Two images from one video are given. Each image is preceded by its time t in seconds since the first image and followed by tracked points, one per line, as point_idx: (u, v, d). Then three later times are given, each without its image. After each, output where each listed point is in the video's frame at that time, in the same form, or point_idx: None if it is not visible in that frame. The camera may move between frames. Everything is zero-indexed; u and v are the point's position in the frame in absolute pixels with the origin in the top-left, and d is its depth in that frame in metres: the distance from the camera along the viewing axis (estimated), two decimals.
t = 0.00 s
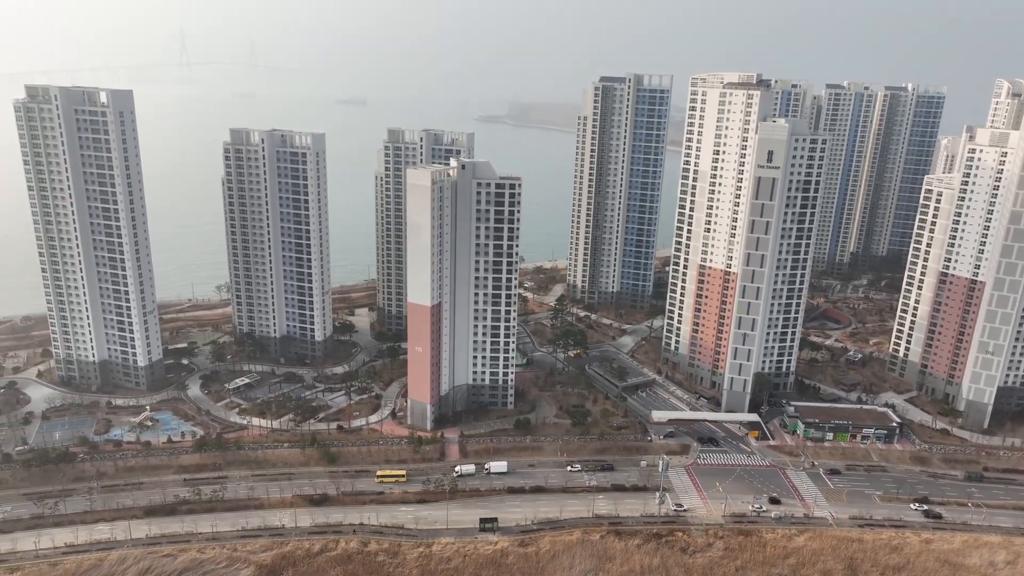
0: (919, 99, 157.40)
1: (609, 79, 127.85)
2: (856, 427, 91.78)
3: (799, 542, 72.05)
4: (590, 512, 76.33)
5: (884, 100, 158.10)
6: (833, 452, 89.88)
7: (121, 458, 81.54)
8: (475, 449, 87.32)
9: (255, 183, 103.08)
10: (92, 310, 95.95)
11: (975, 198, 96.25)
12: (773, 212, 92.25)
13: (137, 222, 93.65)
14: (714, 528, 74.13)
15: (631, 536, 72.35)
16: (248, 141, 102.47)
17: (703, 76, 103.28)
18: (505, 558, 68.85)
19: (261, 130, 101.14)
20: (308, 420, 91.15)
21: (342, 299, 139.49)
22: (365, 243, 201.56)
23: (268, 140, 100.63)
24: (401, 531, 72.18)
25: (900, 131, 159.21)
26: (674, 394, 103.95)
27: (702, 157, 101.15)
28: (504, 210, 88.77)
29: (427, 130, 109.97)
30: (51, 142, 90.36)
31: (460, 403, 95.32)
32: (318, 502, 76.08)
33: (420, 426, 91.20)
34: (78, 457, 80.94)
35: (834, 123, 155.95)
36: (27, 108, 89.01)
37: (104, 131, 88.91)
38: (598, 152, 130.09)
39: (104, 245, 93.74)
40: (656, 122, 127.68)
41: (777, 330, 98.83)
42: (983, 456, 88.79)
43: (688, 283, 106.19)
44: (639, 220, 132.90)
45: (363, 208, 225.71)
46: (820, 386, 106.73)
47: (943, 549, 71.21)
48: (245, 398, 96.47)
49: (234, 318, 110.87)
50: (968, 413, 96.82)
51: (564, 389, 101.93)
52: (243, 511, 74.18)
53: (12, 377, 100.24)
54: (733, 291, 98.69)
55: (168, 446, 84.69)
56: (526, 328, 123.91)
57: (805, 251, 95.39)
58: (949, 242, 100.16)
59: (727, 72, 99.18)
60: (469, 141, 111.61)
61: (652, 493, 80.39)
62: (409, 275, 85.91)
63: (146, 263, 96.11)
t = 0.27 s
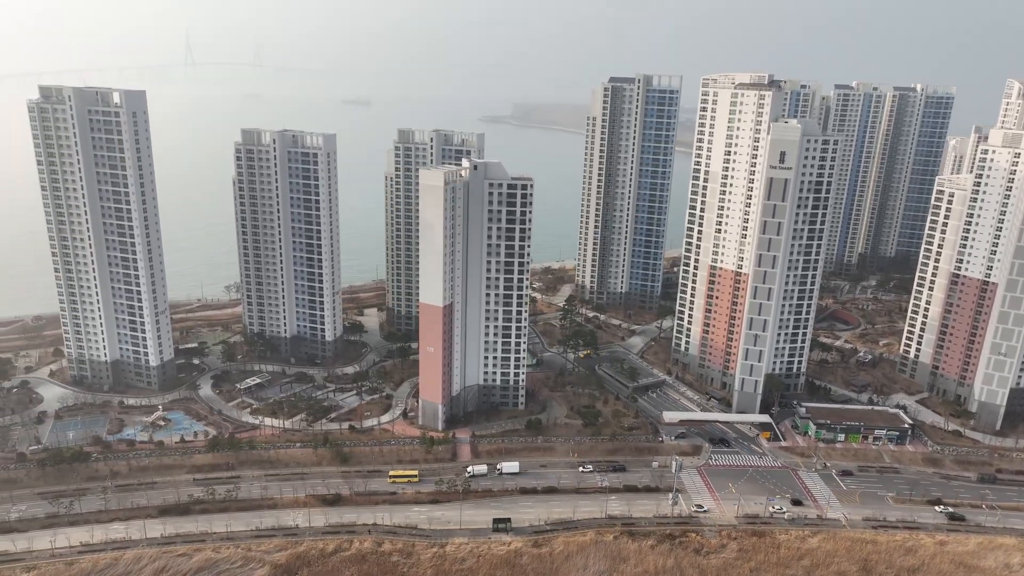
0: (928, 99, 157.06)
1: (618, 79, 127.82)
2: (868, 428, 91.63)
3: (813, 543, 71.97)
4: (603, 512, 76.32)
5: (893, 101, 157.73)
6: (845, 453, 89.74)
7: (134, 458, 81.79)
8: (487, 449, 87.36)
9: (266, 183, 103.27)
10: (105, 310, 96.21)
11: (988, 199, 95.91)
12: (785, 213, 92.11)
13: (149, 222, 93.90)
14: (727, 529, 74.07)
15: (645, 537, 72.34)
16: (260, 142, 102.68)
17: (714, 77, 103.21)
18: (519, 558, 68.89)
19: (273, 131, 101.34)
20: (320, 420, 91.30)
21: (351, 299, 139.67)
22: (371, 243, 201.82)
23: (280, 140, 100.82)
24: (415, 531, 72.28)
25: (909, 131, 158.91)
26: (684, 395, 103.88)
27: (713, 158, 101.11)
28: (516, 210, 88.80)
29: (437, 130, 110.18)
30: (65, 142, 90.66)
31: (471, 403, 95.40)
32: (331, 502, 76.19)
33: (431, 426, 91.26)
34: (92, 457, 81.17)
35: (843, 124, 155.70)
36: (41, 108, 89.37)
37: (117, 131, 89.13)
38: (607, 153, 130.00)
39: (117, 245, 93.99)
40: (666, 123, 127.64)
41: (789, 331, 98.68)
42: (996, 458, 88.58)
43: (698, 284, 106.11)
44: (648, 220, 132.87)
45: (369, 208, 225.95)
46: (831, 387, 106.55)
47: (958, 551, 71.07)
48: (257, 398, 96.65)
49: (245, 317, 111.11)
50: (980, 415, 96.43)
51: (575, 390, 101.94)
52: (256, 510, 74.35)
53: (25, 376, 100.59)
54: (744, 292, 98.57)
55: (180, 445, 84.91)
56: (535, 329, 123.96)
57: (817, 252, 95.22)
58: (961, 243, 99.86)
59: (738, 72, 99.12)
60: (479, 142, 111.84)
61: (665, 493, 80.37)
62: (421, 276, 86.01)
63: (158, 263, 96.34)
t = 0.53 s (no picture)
0: (936, 99, 156.71)
1: (628, 80, 127.81)
2: (880, 429, 91.46)
3: (827, 544, 71.87)
4: (616, 513, 76.32)
5: (902, 101, 157.37)
6: (857, 455, 89.61)
7: (147, 457, 81.98)
8: (498, 449, 87.42)
9: (278, 183, 103.47)
10: (117, 309, 96.47)
11: (1000, 200, 95.61)
12: (797, 213, 91.97)
13: (162, 222, 94.12)
14: (741, 530, 74.03)
15: (659, 537, 72.33)
16: (271, 142, 102.90)
17: (725, 77, 103.15)
18: (533, 558, 68.90)
19: (284, 131, 101.55)
20: (331, 420, 91.43)
21: (359, 299, 139.86)
22: (378, 243, 202.10)
23: (291, 140, 101.02)
24: (429, 531, 72.36)
25: (918, 132, 158.60)
26: (695, 396, 103.81)
27: (724, 158, 101.08)
28: (528, 211, 88.83)
29: (447, 130, 110.40)
30: (78, 142, 90.95)
31: (483, 403, 95.48)
32: (344, 502, 76.29)
33: (442, 426, 91.31)
34: (106, 456, 81.38)
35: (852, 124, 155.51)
36: (55, 109, 89.71)
37: (131, 132, 89.38)
38: (617, 153, 129.95)
39: (130, 245, 94.24)
40: (675, 123, 127.59)
41: (800, 332, 98.54)
42: (1009, 460, 88.34)
43: (709, 284, 106.03)
44: (657, 220, 132.86)
45: (376, 208, 226.27)
46: (842, 388, 106.36)
47: (973, 553, 70.92)
48: (268, 398, 96.79)
49: (255, 317, 111.33)
50: (993, 417, 96.03)
51: (585, 390, 101.94)
52: (270, 510, 74.48)
53: (37, 375, 100.88)
54: (755, 293, 98.49)
55: (193, 445, 85.09)
56: (545, 329, 124.00)
57: (828, 253, 95.05)
58: (973, 244, 99.59)
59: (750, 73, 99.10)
60: (489, 142, 112.06)
61: (677, 494, 80.34)
62: (433, 276, 86.09)
63: (171, 262, 96.56)
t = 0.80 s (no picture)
0: (946, 100, 156.29)
1: (637, 80, 127.77)
2: (892, 430, 91.30)
3: (841, 546, 71.77)
4: (629, 514, 76.33)
5: (911, 101, 156.90)
6: (869, 456, 89.46)
7: (161, 457, 82.22)
8: (510, 450, 87.46)
9: (289, 184, 103.67)
10: (129, 309, 96.75)
11: (1013, 201, 95.31)
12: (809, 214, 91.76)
13: (174, 222, 94.37)
14: (754, 531, 73.98)
15: (672, 538, 72.31)
16: (282, 142, 103.06)
17: (736, 77, 103.02)
18: (547, 559, 68.92)
19: (295, 131, 101.71)
20: (343, 420, 91.57)
21: (368, 299, 140.05)
22: (385, 243, 202.43)
23: (302, 141, 101.16)
24: (442, 531, 72.45)
25: (926, 132, 158.18)
26: (705, 396, 103.75)
27: (735, 159, 101.02)
28: (539, 211, 88.81)
29: (457, 131, 110.45)
30: (92, 143, 91.25)
31: (494, 403, 95.55)
32: (357, 502, 76.39)
33: (454, 426, 91.38)
34: (119, 455, 81.64)
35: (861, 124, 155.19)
36: (69, 110, 90.04)
37: (144, 132, 89.63)
38: (626, 153, 129.90)
39: (142, 245, 94.50)
40: (685, 123, 127.51)
41: (811, 333, 98.35)
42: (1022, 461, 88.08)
43: (720, 285, 105.96)
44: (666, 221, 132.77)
45: (382, 208, 226.68)
46: (853, 389, 106.16)
47: (988, 555, 70.72)
48: (279, 398, 96.95)
49: (266, 317, 111.57)
50: (1005, 418, 95.76)
51: (596, 391, 101.96)
52: (284, 510, 74.63)
53: (49, 374, 101.24)
54: (767, 294, 98.38)
55: (206, 444, 85.29)
56: (554, 329, 124.06)
57: (840, 253, 94.84)
58: (985, 245, 99.29)
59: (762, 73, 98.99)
60: (499, 142, 112.06)
61: (690, 495, 80.31)
62: (446, 276, 86.15)
63: (182, 262, 96.82)
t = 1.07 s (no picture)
0: (955, 100, 155.84)
1: (647, 80, 127.70)
2: (904, 431, 91.12)
3: (855, 547, 71.59)
4: (642, 515, 76.30)
5: (920, 102, 156.46)
6: (881, 457, 89.30)
7: (174, 456, 82.46)
8: (522, 450, 87.50)
9: (300, 184, 103.85)
10: (141, 309, 97.01)
11: None
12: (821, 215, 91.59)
13: (186, 223, 94.60)
14: (768, 532, 73.88)
15: (686, 539, 72.28)
16: (294, 143, 103.26)
17: (747, 78, 102.95)
18: (561, 559, 68.88)
19: (306, 131, 101.85)
20: (355, 420, 91.71)
21: (377, 299, 140.27)
22: (392, 244, 202.82)
23: (314, 141, 101.32)
24: (456, 532, 72.49)
25: (935, 133, 157.82)
26: (716, 397, 103.69)
27: (746, 159, 100.95)
28: (551, 212, 88.81)
29: (468, 132, 110.54)
30: (104, 142, 91.52)
31: (505, 403, 95.61)
32: (371, 502, 76.45)
33: (465, 426, 91.37)
34: (133, 455, 81.90)
35: (869, 125, 154.84)
36: (82, 110, 90.35)
37: (157, 132, 89.87)
38: (635, 154, 129.87)
39: (154, 245, 94.71)
40: (695, 124, 127.34)
41: (822, 333, 98.18)
42: None
43: (730, 286, 105.91)
44: (675, 221, 132.73)
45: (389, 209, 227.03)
46: (863, 390, 105.98)
47: (1003, 557, 70.44)
48: (291, 398, 97.10)
49: (277, 317, 111.83)
50: (1018, 419, 95.51)
51: (606, 391, 101.96)
52: (297, 510, 74.75)
53: (62, 374, 101.65)
54: (778, 294, 98.29)
55: (218, 444, 85.45)
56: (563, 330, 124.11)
57: (851, 254, 94.63)
58: (997, 246, 99.06)
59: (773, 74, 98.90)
60: (510, 143, 112.03)
61: (703, 496, 80.22)
62: (458, 277, 86.21)
63: (194, 262, 97.01)
